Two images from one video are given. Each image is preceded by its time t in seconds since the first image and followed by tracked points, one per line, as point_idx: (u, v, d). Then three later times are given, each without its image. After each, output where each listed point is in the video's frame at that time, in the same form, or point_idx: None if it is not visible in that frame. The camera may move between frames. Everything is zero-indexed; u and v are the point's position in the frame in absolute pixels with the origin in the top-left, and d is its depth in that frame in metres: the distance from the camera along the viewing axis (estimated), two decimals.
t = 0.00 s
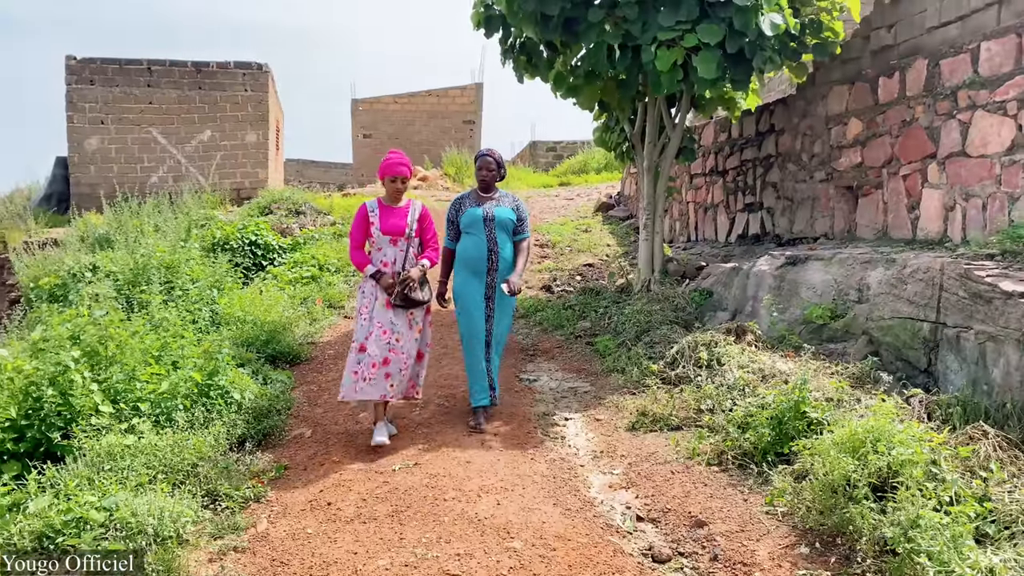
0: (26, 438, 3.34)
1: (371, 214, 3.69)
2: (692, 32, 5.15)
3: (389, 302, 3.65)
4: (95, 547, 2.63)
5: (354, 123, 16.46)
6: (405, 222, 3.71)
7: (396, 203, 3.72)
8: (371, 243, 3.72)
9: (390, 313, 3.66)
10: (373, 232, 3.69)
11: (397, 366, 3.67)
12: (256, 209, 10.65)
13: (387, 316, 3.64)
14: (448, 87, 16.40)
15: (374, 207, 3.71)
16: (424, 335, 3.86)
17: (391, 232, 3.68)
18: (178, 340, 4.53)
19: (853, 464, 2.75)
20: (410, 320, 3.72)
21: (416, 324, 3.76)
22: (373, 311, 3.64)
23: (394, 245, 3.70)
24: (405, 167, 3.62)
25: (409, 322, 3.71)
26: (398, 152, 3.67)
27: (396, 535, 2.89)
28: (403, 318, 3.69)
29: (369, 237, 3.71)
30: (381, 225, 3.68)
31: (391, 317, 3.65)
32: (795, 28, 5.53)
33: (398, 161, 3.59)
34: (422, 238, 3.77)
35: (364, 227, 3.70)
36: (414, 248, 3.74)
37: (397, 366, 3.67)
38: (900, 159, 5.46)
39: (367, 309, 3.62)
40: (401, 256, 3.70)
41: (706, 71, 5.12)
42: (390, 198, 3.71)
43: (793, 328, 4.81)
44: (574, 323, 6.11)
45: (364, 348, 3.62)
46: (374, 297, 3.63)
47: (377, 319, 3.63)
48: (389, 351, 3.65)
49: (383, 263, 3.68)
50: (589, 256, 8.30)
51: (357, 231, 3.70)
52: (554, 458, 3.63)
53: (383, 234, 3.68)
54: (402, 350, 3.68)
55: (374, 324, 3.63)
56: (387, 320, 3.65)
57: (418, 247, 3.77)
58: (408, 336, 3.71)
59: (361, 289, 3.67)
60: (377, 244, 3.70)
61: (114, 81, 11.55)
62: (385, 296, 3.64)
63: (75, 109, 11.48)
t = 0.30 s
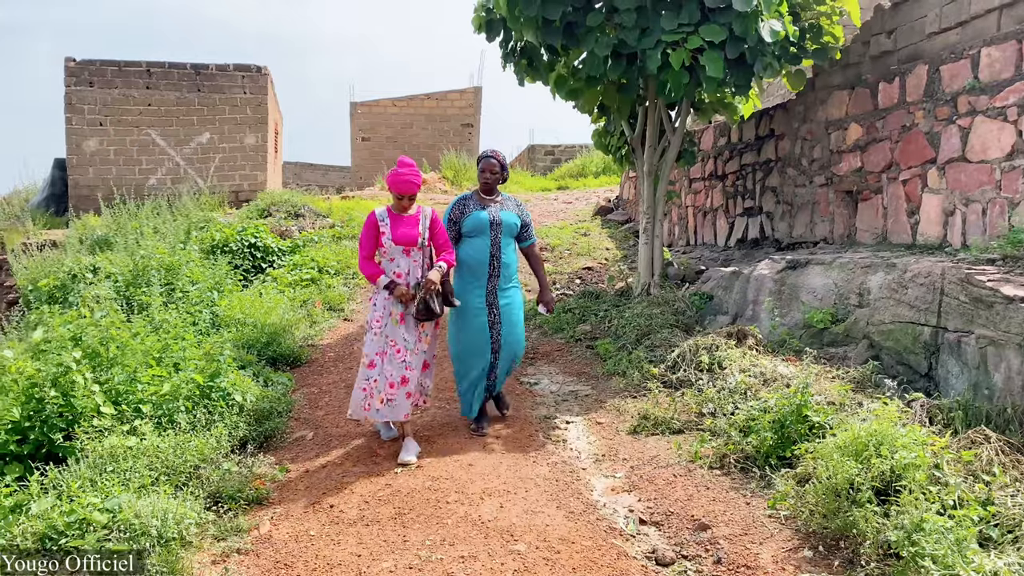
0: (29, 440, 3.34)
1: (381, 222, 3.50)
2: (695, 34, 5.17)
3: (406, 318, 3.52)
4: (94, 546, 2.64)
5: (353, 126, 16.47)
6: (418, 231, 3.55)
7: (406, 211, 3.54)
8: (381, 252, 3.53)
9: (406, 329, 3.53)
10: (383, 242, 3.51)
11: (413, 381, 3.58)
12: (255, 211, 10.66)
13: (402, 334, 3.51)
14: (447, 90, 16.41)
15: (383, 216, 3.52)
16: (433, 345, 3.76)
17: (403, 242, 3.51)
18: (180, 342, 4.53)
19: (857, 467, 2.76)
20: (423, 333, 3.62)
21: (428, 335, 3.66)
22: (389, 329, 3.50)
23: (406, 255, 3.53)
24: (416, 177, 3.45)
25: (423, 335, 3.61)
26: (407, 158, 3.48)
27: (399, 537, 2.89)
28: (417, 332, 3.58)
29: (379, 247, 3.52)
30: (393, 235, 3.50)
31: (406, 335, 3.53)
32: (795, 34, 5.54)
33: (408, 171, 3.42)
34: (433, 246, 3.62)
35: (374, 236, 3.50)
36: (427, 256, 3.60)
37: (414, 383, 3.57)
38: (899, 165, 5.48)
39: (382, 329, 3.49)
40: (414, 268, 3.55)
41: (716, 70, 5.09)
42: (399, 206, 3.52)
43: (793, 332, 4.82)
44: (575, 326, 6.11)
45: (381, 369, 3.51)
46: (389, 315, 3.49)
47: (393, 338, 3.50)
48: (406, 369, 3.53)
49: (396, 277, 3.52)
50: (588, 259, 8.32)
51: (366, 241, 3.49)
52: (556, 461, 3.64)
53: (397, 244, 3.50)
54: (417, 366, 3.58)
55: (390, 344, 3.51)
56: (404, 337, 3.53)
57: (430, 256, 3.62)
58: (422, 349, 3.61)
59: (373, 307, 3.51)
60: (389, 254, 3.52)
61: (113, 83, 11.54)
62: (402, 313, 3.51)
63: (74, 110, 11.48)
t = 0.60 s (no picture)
0: (36, 440, 3.33)
1: (399, 224, 3.35)
2: (700, 35, 5.17)
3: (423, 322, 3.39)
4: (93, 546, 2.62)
5: (355, 127, 16.48)
6: (436, 231, 3.42)
7: (422, 212, 3.41)
8: (398, 255, 3.38)
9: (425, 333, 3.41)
10: (401, 245, 3.36)
11: (436, 385, 3.45)
12: (258, 213, 10.66)
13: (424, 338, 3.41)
14: (449, 92, 16.40)
15: (400, 217, 3.37)
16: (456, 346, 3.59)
17: (420, 244, 3.38)
18: (186, 342, 4.53)
19: (868, 467, 2.75)
20: (444, 334, 3.46)
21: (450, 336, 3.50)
22: (407, 334, 3.38)
23: (424, 257, 3.41)
24: (434, 179, 3.31)
25: (443, 336, 3.46)
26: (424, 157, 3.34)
27: (410, 538, 2.88)
28: (436, 333, 3.43)
29: (397, 249, 3.37)
30: (411, 237, 3.36)
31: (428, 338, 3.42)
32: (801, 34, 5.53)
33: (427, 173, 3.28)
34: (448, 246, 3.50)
35: (392, 238, 3.35)
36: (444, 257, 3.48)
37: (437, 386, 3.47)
38: (905, 164, 5.48)
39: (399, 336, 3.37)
40: (435, 267, 3.42)
41: (716, 74, 5.14)
42: (415, 207, 3.38)
43: (799, 332, 4.82)
44: (580, 327, 6.11)
45: (403, 377, 3.39)
46: (405, 321, 3.36)
47: (411, 343, 3.38)
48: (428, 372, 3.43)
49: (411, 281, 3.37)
50: (592, 260, 8.31)
51: (386, 243, 3.34)
52: (563, 461, 3.64)
53: (417, 245, 3.37)
54: (439, 369, 3.43)
55: (409, 350, 3.38)
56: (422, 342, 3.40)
57: (445, 256, 3.50)
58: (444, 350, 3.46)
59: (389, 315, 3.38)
60: (407, 257, 3.38)
61: (116, 85, 11.55)
62: (418, 318, 3.38)
63: (77, 112, 11.48)
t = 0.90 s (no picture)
0: (52, 440, 3.34)
1: (421, 226, 3.18)
2: (710, 34, 5.16)
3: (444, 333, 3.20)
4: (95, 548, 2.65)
5: (363, 127, 16.52)
6: (461, 233, 3.23)
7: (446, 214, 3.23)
8: (421, 258, 3.20)
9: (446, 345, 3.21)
10: (424, 248, 3.18)
11: (459, 402, 3.24)
12: (268, 214, 10.70)
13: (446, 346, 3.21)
14: (457, 91, 16.42)
15: (422, 218, 3.20)
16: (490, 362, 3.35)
17: (443, 246, 3.19)
18: (199, 342, 4.56)
19: (883, 462, 2.75)
20: (469, 348, 3.24)
21: (478, 350, 3.26)
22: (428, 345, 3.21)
23: (447, 261, 3.21)
24: (457, 177, 3.14)
25: (468, 350, 3.24)
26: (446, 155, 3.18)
27: (424, 535, 2.89)
28: (460, 346, 3.22)
29: (420, 253, 3.19)
30: (433, 239, 3.18)
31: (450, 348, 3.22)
32: (811, 30, 5.52)
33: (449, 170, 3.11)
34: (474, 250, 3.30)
35: (414, 241, 3.18)
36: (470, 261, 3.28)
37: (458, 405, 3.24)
38: (916, 160, 5.46)
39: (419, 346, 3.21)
40: (459, 272, 3.22)
41: (728, 72, 5.15)
42: (439, 209, 3.20)
43: (811, 329, 4.82)
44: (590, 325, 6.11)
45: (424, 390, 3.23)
46: (424, 330, 3.20)
47: (431, 354, 3.20)
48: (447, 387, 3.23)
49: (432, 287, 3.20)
50: (602, 258, 8.32)
51: (407, 245, 3.17)
52: (576, 458, 3.64)
53: (440, 247, 3.18)
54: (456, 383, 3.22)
55: (429, 362, 3.21)
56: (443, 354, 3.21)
57: (471, 261, 3.29)
58: (469, 365, 3.24)
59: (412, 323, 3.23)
60: (430, 261, 3.19)
61: (126, 87, 11.59)
62: (439, 328, 3.19)
63: (87, 114, 11.54)
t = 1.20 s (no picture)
0: (70, 442, 3.37)
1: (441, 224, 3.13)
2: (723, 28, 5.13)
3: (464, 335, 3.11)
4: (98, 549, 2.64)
5: (376, 126, 16.56)
6: (481, 231, 3.12)
7: (468, 211, 3.14)
8: (443, 258, 3.14)
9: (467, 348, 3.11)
10: (443, 247, 3.13)
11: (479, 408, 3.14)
12: (282, 214, 10.75)
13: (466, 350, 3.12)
14: (469, 89, 16.42)
15: (443, 217, 3.14)
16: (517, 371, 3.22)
17: (463, 245, 3.10)
18: (213, 344, 4.58)
19: (896, 462, 2.73)
20: (491, 352, 3.14)
21: (501, 355, 3.15)
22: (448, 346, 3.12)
23: (467, 260, 3.12)
24: (481, 174, 3.05)
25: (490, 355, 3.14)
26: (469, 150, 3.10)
27: (437, 536, 2.90)
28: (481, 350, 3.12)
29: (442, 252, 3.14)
30: (453, 238, 3.10)
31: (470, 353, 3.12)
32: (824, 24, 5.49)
33: (471, 165, 3.02)
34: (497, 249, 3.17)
35: (434, 240, 3.13)
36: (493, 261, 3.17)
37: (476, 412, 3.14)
38: (931, 155, 5.42)
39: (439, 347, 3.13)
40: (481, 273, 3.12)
41: (741, 65, 5.08)
42: (461, 207, 3.13)
43: (825, 326, 4.79)
44: (603, 323, 6.11)
45: (444, 393, 3.13)
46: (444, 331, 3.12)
47: (451, 357, 3.11)
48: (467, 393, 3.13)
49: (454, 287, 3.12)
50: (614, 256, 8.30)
51: (428, 244, 3.14)
52: (589, 458, 3.64)
53: (459, 246, 3.10)
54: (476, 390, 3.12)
55: (450, 364, 3.12)
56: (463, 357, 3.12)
57: (494, 262, 3.17)
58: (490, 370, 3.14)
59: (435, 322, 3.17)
60: (449, 260, 3.12)
61: (140, 89, 11.67)
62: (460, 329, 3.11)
63: (102, 117, 11.62)
